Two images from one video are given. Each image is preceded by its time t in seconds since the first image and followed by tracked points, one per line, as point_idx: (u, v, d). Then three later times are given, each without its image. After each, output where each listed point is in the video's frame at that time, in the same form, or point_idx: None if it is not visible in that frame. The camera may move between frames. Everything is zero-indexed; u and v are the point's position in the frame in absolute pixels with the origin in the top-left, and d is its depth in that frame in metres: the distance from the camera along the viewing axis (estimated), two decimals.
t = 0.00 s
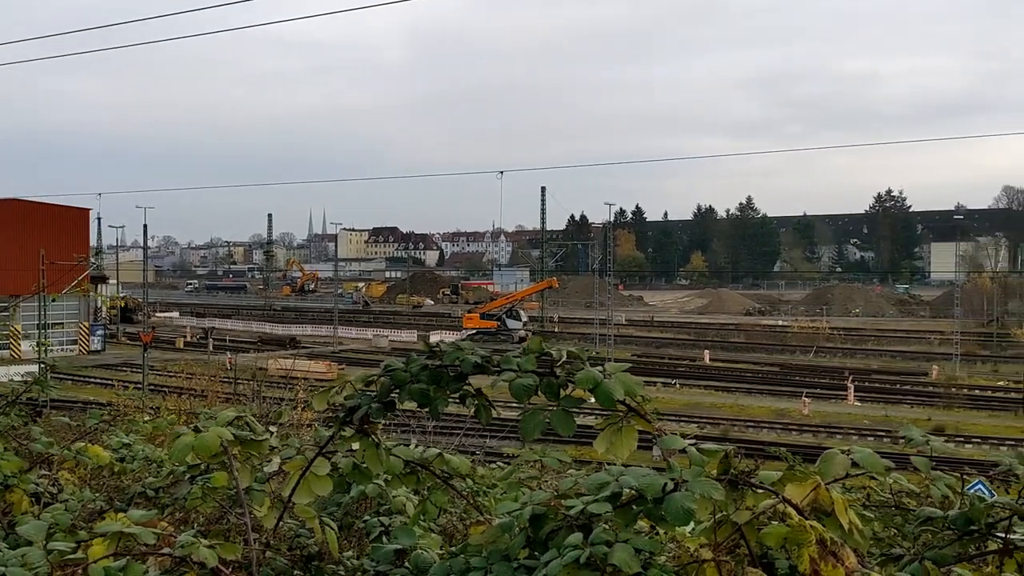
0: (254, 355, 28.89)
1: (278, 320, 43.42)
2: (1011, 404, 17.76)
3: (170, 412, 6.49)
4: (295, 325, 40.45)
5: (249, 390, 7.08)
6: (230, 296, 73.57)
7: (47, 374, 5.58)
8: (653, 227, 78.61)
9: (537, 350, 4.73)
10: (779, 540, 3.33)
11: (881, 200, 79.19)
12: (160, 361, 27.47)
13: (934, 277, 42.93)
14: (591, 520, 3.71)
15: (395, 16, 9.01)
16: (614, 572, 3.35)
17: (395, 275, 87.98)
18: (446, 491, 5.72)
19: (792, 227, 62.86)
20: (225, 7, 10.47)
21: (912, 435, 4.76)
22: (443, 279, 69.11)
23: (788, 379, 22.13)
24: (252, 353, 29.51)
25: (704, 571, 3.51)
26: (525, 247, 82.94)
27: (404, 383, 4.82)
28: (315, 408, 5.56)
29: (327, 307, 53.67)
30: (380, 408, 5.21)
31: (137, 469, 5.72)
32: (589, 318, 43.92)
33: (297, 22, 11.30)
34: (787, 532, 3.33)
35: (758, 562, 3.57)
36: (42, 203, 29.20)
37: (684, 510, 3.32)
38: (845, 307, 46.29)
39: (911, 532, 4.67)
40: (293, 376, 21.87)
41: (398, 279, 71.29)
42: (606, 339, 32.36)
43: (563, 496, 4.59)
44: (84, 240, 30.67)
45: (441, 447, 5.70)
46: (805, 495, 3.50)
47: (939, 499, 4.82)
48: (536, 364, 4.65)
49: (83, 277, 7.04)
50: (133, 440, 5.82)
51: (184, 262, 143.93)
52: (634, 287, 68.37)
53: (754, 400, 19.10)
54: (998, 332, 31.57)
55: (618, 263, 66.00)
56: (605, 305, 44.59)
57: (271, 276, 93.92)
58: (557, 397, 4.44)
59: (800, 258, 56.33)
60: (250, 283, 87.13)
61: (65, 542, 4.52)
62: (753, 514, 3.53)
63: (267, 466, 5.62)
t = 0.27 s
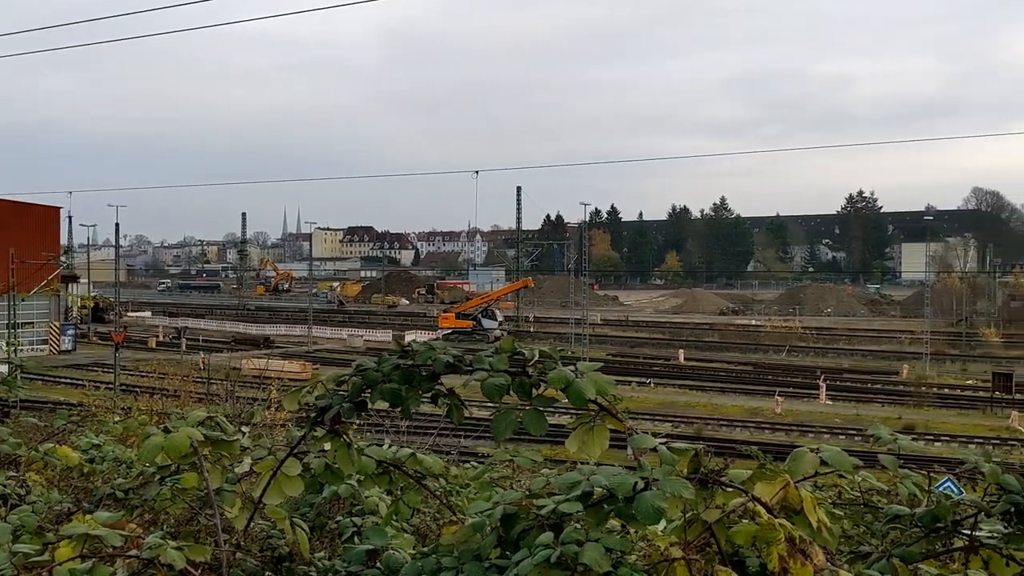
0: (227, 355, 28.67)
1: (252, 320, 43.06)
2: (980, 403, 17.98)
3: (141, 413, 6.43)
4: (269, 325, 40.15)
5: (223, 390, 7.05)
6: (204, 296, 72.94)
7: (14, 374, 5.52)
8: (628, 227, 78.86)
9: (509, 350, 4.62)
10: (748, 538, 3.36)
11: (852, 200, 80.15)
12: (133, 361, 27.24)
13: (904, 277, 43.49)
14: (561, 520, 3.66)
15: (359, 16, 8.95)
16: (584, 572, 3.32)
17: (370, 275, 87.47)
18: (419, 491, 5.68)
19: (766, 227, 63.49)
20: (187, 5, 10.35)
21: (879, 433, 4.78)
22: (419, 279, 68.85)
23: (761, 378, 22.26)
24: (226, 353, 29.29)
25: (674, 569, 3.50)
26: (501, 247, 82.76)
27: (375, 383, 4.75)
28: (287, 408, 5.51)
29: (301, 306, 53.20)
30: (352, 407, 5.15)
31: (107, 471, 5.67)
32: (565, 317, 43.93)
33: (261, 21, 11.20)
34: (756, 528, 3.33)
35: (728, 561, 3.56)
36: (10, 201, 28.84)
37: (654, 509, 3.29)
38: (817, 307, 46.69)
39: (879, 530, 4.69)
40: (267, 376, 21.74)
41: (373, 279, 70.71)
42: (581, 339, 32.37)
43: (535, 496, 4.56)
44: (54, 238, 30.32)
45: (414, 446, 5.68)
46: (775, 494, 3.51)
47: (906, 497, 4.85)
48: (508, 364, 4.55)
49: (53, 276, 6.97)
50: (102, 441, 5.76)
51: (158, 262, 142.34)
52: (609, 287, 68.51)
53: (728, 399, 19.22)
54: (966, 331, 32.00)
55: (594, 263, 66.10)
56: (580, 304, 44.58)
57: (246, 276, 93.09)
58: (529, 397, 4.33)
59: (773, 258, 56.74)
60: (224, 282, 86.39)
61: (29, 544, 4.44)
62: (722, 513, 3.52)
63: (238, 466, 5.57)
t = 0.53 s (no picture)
0: (200, 355, 28.39)
1: (227, 320, 42.69)
2: (948, 401, 18.22)
3: (111, 414, 6.38)
4: (243, 325, 39.84)
5: (195, 391, 7.01)
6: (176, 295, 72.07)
7: None
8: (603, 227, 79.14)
9: (481, 350, 4.54)
10: (717, 537, 3.34)
11: (824, 202, 80.98)
12: (104, 362, 26.88)
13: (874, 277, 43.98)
14: (531, 520, 3.64)
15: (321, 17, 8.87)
16: (554, 571, 3.29)
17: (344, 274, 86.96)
18: (392, 492, 5.66)
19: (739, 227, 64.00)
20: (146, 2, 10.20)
21: (847, 431, 4.79)
22: (394, 278, 68.54)
23: (734, 377, 22.41)
24: (198, 353, 29.00)
25: (644, 567, 3.49)
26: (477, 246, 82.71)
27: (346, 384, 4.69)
28: (258, 409, 5.47)
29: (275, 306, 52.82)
30: (323, 407, 5.11)
31: (76, 472, 5.62)
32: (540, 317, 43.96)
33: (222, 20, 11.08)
34: (726, 528, 3.34)
35: (699, 559, 3.57)
36: None
37: (624, 508, 3.26)
38: (790, 307, 47.09)
39: (847, 528, 4.72)
40: (238, 376, 21.56)
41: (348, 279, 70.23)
42: (555, 339, 32.34)
43: (508, 497, 4.53)
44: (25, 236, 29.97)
45: (386, 447, 5.67)
46: (744, 492, 3.51)
47: (874, 495, 4.88)
48: (480, 364, 4.47)
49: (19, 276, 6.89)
50: (71, 443, 5.71)
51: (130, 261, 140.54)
52: (584, 287, 68.66)
53: (701, 398, 19.33)
54: (934, 331, 32.40)
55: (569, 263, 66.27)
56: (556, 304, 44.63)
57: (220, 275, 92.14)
58: (500, 397, 4.26)
59: (746, 258, 57.18)
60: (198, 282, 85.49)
61: None
62: (692, 512, 3.52)
63: (208, 468, 5.53)
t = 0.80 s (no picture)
0: (173, 355, 28.09)
1: (200, 321, 42.27)
2: (919, 400, 18.43)
3: (81, 416, 6.30)
4: (217, 325, 39.45)
5: (168, 392, 6.94)
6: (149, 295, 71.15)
7: None
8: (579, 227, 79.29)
9: (454, 350, 4.42)
10: (690, 536, 3.38)
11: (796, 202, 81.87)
12: (75, 363, 26.51)
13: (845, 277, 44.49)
14: (504, 520, 3.62)
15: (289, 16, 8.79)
16: (526, 572, 3.27)
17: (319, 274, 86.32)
18: (366, 493, 5.63)
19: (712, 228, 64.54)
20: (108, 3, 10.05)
21: (819, 430, 4.79)
22: (368, 278, 68.05)
23: (709, 377, 22.53)
24: (171, 354, 28.69)
25: (616, 567, 3.53)
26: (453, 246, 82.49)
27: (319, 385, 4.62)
28: (230, 409, 5.41)
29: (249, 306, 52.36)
30: (297, 409, 5.09)
31: (45, 474, 5.54)
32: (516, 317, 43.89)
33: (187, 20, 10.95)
34: (697, 527, 3.38)
35: (672, 559, 3.58)
36: None
37: (597, 507, 3.22)
38: (763, 307, 47.46)
39: (818, 526, 4.75)
40: (211, 377, 21.36)
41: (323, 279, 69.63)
42: (531, 339, 32.34)
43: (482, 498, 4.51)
44: None
45: (361, 448, 5.64)
46: (715, 491, 3.50)
47: (845, 493, 4.90)
48: (454, 364, 4.33)
49: None
50: (41, 445, 5.63)
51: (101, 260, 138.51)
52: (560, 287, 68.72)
53: (676, 398, 19.44)
54: (905, 331, 32.80)
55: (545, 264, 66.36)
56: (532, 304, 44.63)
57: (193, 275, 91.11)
58: (474, 397, 4.13)
59: (721, 258, 57.55)
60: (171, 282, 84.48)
61: None
62: (664, 511, 3.53)
63: (180, 469, 5.46)
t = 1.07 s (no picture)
0: (143, 356, 27.74)
1: (171, 321, 41.75)
2: (888, 400, 18.67)
3: (49, 417, 6.21)
4: (188, 325, 39.02)
5: (138, 393, 6.86)
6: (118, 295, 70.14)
7: None
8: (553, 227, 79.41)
9: (426, 350, 4.24)
10: (658, 534, 3.37)
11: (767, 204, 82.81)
12: (42, 364, 26.07)
13: (814, 278, 45.06)
14: (474, 520, 3.60)
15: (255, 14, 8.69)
16: (497, 571, 3.24)
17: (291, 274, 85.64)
18: (336, 493, 5.58)
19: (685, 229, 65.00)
20: (70, 0, 9.90)
21: (787, 430, 4.81)
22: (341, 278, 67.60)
23: (681, 377, 22.66)
24: (141, 354, 28.32)
25: (587, 566, 3.54)
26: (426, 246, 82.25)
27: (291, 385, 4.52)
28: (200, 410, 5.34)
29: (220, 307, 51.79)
30: (268, 409, 4.96)
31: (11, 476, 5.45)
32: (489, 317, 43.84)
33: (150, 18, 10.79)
34: (666, 527, 3.37)
35: (642, 557, 3.60)
36: None
37: (568, 507, 3.19)
38: (735, 307, 47.85)
39: (787, 525, 4.77)
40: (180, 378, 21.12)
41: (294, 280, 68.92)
42: (504, 340, 32.31)
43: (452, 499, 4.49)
44: None
45: (333, 449, 5.61)
46: (685, 490, 3.53)
47: (814, 493, 4.92)
48: (425, 365, 4.15)
49: None
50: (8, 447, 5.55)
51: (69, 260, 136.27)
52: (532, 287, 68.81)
53: (649, 398, 19.57)
54: (873, 331, 33.22)
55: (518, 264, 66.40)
56: (506, 305, 44.60)
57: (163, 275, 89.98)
58: (446, 398, 3.96)
59: (693, 259, 57.95)
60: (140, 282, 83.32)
61: None
62: (635, 510, 3.52)
63: (149, 470, 5.39)
